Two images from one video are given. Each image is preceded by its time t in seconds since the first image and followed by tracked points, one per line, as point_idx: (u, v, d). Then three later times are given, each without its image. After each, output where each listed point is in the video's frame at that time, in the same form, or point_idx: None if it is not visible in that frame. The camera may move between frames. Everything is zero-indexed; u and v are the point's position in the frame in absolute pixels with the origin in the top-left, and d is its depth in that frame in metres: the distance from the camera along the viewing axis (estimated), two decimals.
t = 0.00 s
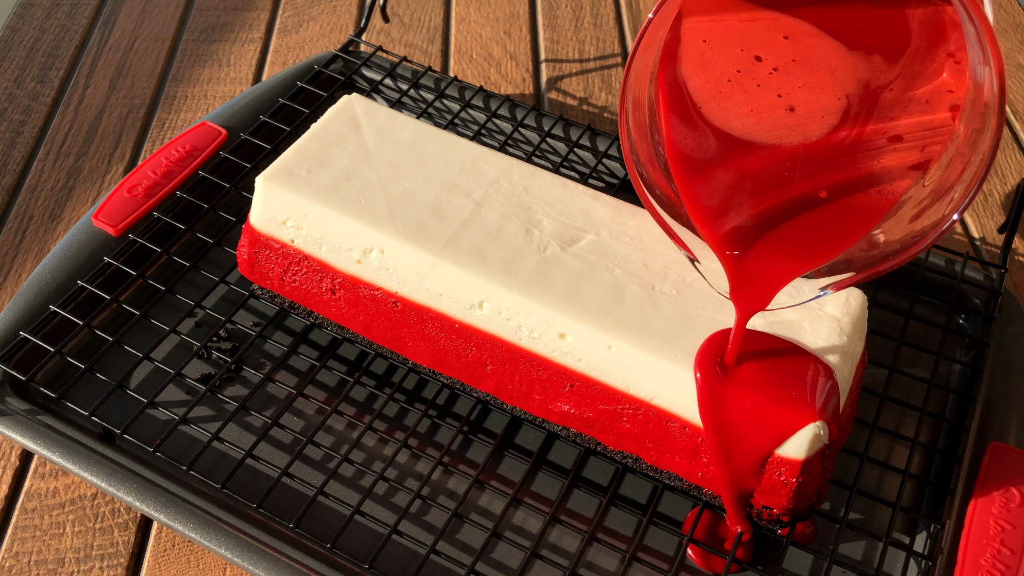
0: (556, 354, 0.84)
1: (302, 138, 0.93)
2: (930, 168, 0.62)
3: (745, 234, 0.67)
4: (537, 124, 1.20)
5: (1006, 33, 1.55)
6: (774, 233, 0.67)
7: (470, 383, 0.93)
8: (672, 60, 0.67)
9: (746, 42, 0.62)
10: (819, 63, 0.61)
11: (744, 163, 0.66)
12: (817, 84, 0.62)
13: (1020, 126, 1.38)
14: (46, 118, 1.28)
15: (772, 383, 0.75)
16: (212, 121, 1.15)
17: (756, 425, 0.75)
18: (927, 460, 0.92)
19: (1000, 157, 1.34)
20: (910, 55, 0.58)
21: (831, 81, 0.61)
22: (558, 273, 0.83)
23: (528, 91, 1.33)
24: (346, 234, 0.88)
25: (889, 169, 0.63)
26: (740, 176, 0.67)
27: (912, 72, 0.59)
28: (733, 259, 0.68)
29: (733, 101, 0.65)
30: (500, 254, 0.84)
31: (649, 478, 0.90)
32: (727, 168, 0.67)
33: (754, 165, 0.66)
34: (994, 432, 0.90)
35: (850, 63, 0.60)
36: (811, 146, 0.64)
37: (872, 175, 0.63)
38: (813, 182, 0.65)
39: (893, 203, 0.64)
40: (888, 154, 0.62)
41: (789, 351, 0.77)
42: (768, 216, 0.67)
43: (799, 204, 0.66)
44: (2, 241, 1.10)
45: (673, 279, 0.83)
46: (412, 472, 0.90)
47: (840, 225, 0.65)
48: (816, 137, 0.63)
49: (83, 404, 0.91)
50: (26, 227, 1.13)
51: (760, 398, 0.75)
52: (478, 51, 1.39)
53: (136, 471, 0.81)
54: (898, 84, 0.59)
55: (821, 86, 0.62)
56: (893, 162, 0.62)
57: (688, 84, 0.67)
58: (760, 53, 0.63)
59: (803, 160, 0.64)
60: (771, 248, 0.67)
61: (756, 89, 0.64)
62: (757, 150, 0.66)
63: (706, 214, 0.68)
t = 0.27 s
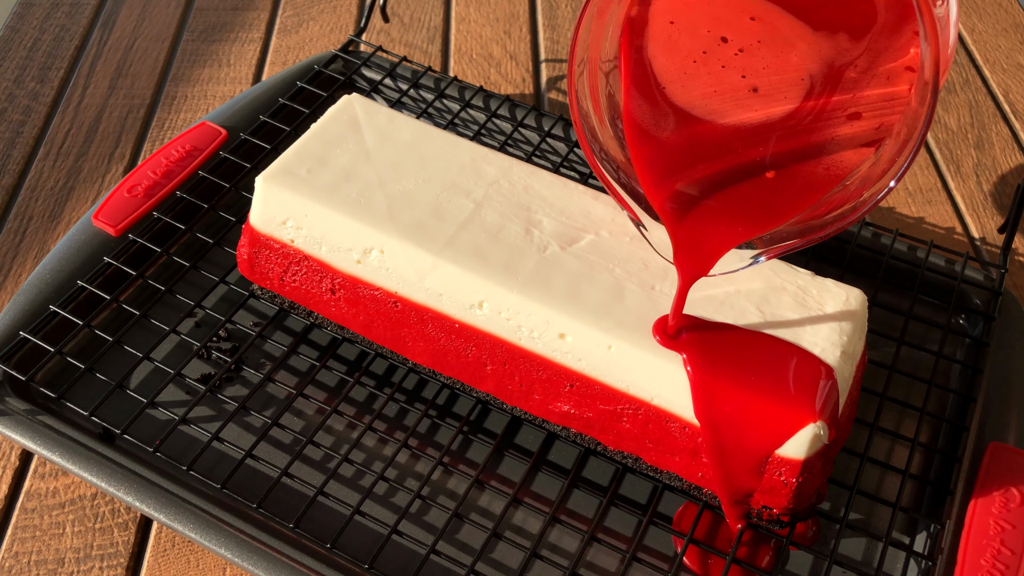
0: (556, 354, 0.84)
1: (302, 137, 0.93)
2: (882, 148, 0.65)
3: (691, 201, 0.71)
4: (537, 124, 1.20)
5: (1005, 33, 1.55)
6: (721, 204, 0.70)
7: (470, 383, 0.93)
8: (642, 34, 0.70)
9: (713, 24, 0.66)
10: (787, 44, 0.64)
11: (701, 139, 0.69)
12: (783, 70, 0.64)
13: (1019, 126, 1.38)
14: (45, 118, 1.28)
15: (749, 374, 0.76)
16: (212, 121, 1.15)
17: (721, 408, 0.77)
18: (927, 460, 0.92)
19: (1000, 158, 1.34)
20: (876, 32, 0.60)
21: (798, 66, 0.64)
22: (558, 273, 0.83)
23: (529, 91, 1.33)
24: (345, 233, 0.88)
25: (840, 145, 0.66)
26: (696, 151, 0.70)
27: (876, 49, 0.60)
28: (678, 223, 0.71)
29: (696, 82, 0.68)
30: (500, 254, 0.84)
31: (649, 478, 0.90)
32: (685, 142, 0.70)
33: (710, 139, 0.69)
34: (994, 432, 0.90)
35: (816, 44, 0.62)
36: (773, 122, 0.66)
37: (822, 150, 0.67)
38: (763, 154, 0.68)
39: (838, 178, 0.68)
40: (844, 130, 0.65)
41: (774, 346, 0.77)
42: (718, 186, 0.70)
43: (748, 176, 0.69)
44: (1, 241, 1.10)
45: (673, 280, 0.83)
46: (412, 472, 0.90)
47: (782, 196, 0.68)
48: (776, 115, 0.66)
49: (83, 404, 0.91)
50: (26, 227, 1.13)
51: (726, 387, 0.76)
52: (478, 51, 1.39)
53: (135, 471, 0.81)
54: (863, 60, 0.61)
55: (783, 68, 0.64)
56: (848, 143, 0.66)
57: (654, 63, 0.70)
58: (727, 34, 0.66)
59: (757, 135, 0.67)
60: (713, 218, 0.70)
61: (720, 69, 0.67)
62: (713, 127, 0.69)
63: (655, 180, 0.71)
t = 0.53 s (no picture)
0: (556, 354, 0.84)
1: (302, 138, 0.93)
2: (859, 139, 0.64)
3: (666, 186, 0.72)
4: (537, 124, 1.20)
5: (1006, 32, 1.55)
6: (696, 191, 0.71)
7: (470, 383, 0.93)
8: (627, 23, 0.70)
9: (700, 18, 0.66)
10: (771, 36, 0.63)
11: (685, 126, 0.70)
12: (768, 66, 0.64)
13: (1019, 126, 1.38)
14: (45, 118, 1.28)
15: (729, 358, 0.76)
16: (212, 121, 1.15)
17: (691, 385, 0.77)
18: (927, 460, 0.92)
19: (1000, 158, 1.34)
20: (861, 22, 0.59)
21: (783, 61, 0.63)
22: (558, 273, 0.83)
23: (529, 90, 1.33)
24: (345, 233, 0.88)
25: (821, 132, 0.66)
26: (677, 140, 0.70)
27: (862, 38, 0.60)
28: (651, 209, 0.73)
29: (687, 70, 0.68)
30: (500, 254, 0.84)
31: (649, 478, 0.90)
32: (667, 133, 0.70)
33: (695, 126, 0.70)
34: (994, 432, 0.90)
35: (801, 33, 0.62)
36: (756, 112, 0.67)
37: (802, 138, 0.67)
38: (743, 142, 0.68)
39: (815, 168, 0.68)
40: (829, 120, 0.65)
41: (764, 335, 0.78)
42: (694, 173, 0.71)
43: (726, 163, 0.70)
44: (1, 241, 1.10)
45: (673, 281, 0.83)
46: (412, 472, 0.90)
47: (756, 184, 0.69)
48: (762, 102, 0.66)
49: (83, 404, 0.91)
50: (26, 227, 1.13)
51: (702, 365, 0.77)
52: (478, 51, 1.39)
53: (135, 471, 0.81)
54: (850, 48, 0.61)
55: (768, 59, 0.64)
56: (829, 132, 0.66)
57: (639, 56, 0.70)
58: (713, 28, 0.66)
59: (742, 122, 0.67)
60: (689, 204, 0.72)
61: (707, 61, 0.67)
62: (700, 114, 0.69)
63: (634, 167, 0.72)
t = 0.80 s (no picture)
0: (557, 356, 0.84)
1: (302, 138, 0.93)
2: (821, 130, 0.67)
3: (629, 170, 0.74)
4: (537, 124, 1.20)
5: (1005, 32, 1.55)
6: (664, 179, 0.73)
7: (470, 383, 0.93)
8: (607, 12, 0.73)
9: (675, 12, 0.70)
10: (744, 33, 0.68)
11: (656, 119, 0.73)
12: (740, 60, 0.69)
13: (1019, 126, 1.38)
14: (46, 118, 1.28)
15: (687, 339, 0.78)
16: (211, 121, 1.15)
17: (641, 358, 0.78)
18: (927, 461, 0.92)
19: (1000, 158, 1.34)
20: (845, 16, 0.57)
21: (755, 56, 0.68)
22: (558, 273, 0.83)
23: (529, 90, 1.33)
24: (345, 233, 0.88)
25: (780, 130, 0.70)
26: (643, 129, 0.74)
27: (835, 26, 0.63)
28: (612, 189, 0.74)
29: (664, 65, 0.72)
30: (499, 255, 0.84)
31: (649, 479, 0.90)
32: (636, 121, 0.74)
33: (665, 119, 0.73)
34: (994, 432, 0.90)
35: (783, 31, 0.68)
36: (721, 113, 0.71)
37: (762, 132, 0.70)
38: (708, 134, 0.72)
39: (780, 158, 0.70)
40: (789, 116, 0.69)
41: (732, 328, 0.78)
42: (661, 162, 0.73)
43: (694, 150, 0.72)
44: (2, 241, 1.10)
45: (673, 281, 0.82)
46: (412, 472, 0.90)
47: (719, 172, 0.71)
48: (722, 105, 0.71)
49: (83, 404, 0.91)
50: (26, 227, 1.13)
51: (655, 341, 0.78)
52: (478, 51, 1.39)
53: (135, 471, 0.81)
54: (821, 37, 0.64)
55: (738, 55, 0.69)
56: (789, 126, 0.69)
57: (614, 52, 0.74)
58: (688, 22, 0.70)
59: (703, 121, 0.72)
60: (652, 191, 0.74)
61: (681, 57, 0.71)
62: (672, 108, 0.73)
63: (598, 151, 0.75)
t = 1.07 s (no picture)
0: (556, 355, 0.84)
1: (303, 138, 0.93)
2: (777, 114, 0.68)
3: (592, 152, 0.77)
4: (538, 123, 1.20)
5: (1005, 32, 1.55)
6: (626, 161, 0.76)
7: (470, 383, 0.93)
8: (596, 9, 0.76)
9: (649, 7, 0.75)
10: (714, 26, 0.72)
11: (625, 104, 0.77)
12: (709, 47, 0.72)
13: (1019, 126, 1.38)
14: (46, 118, 1.28)
15: (651, 318, 0.79)
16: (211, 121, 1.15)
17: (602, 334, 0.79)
18: (927, 461, 0.92)
19: (1000, 158, 1.34)
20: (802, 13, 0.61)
21: (726, 42, 0.71)
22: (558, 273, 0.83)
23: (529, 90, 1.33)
24: (345, 233, 0.88)
25: (739, 117, 0.71)
26: (610, 113, 0.78)
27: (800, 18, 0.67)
28: (574, 168, 0.77)
29: (636, 58, 0.77)
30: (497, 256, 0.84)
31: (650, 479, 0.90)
32: (606, 106, 0.78)
33: (633, 105, 0.77)
34: (994, 432, 0.90)
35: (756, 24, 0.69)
36: (685, 101, 0.74)
37: (722, 117, 0.72)
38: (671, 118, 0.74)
39: (736, 143, 0.71)
40: (751, 100, 0.70)
41: (700, 312, 0.79)
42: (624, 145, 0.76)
43: (657, 133, 0.75)
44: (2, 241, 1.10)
45: (673, 281, 0.82)
46: (412, 472, 0.90)
47: (675, 154, 0.74)
48: (685, 92, 0.74)
49: (83, 404, 0.91)
50: (26, 227, 1.13)
51: (619, 318, 0.79)
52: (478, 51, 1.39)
53: (135, 471, 0.81)
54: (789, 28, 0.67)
55: (709, 42, 0.72)
56: (750, 110, 0.70)
57: (586, 43, 0.79)
58: (661, 16, 0.75)
59: (667, 108, 0.75)
60: (613, 171, 0.77)
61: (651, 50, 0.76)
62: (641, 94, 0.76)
63: (564, 128, 0.78)
